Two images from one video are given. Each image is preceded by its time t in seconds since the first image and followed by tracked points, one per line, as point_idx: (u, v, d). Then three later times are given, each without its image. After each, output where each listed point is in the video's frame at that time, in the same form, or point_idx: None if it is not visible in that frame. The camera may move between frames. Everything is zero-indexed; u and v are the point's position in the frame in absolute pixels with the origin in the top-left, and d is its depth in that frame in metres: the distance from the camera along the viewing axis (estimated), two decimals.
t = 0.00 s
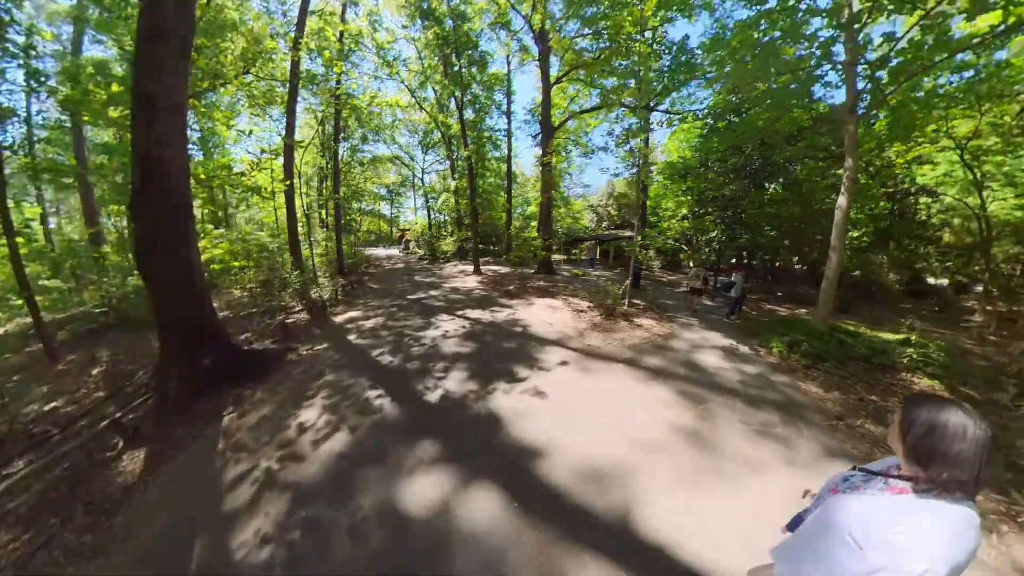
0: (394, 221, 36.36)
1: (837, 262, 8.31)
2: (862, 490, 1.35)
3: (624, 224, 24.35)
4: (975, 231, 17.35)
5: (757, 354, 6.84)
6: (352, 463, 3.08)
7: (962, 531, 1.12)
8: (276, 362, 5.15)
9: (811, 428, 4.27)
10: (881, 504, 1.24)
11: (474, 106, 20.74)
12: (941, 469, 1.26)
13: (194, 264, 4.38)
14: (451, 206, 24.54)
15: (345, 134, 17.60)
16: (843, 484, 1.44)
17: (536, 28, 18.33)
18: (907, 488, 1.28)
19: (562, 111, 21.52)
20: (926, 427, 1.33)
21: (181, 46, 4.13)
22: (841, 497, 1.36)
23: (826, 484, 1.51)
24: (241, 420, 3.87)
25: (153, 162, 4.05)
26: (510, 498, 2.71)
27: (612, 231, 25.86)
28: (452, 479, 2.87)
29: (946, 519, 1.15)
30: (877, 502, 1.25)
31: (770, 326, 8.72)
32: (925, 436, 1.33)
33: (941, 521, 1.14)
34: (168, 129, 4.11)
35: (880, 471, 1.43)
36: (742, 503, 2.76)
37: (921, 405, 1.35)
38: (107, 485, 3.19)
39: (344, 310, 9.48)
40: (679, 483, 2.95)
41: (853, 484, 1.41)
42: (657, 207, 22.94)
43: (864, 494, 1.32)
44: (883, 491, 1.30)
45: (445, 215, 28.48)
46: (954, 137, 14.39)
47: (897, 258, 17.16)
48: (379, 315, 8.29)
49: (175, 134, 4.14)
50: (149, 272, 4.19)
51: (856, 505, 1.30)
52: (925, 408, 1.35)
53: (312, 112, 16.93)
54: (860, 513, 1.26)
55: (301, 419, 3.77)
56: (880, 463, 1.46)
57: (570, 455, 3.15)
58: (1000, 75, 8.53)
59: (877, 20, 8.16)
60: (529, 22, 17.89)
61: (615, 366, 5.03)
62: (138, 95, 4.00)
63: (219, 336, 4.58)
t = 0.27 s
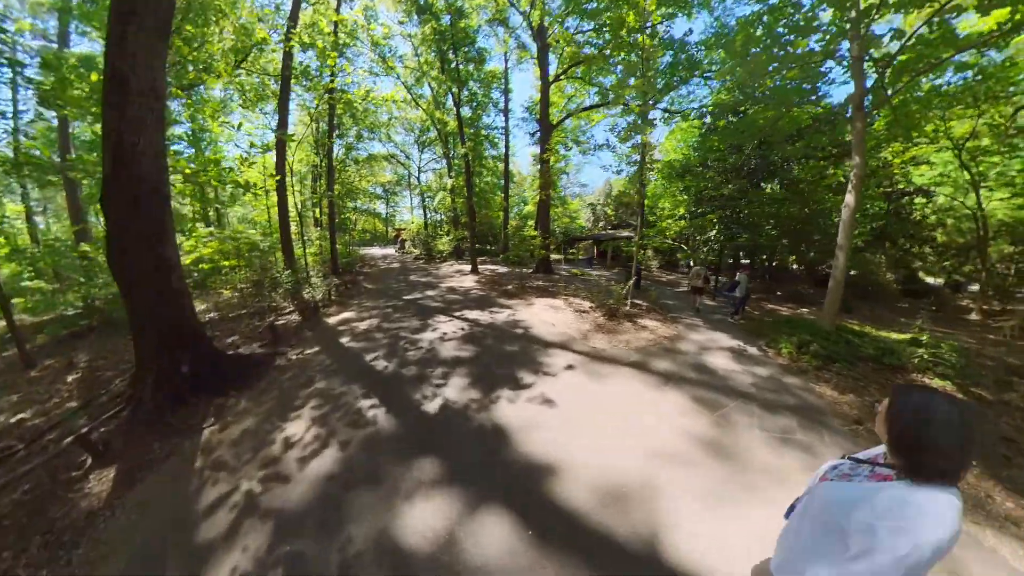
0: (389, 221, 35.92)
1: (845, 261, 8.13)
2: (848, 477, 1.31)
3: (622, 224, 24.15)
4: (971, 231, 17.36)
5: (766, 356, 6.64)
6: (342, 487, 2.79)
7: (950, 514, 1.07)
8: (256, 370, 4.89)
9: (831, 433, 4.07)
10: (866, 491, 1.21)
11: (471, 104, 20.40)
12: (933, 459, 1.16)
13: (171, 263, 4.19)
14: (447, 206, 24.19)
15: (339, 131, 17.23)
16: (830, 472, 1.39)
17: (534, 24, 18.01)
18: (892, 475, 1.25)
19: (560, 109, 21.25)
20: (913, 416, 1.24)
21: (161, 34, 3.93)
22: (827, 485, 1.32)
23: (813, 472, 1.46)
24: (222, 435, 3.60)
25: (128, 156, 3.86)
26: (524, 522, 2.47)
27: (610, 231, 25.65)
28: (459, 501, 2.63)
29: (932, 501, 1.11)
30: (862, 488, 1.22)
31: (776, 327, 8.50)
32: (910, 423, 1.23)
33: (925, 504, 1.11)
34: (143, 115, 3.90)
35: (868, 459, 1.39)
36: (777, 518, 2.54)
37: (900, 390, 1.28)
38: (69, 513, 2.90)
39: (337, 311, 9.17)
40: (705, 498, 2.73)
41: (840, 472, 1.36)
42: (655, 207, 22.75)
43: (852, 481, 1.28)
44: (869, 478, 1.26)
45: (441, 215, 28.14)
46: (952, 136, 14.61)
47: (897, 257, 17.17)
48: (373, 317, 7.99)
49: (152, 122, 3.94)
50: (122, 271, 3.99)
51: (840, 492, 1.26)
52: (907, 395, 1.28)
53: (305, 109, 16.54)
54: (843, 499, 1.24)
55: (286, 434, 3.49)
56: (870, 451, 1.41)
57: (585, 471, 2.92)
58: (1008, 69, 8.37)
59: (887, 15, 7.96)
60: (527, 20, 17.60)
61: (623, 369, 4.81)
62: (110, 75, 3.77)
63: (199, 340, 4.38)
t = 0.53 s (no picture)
0: (387, 220, 35.54)
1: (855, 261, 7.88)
2: (844, 459, 1.27)
3: (622, 223, 23.93)
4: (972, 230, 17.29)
5: (776, 358, 6.48)
6: (336, 512, 2.55)
7: (950, 495, 1.07)
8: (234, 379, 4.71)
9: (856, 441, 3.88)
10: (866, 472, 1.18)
11: (469, 102, 20.06)
12: (931, 442, 1.14)
13: (150, 262, 4.06)
14: (445, 205, 23.89)
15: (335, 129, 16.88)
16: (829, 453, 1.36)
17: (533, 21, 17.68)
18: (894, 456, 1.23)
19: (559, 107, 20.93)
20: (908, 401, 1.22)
21: (134, 19, 3.76)
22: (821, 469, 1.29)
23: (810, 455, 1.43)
24: (206, 450, 3.41)
25: (101, 148, 3.71)
26: (543, 547, 2.26)
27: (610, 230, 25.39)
28: (470, 523, 2.42)
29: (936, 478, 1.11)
30: (861, 469, 1.20)
31: (784, 327, 8.31)
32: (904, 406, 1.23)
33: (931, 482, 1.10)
34: (116, 101, 3.73)
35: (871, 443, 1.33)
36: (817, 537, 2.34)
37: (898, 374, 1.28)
38: (36, 540, 2.83)
39: (333, 313, 8.92)
40: (734, 513, 2.54)
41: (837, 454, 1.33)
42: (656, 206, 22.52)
43: (851, 463, 1.24)
44: (870, 459, 1.21)
45: (439, 214, 27.82)
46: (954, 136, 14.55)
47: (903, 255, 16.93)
48: (370, 318, 7.76)
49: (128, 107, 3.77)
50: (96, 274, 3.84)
51: (837, 475, 1.24)
52: (908, 379, 1.27)
53: (300, 106, 16.19)
54: (841, 483, 1.22)
55: (273, 452, 3.27)
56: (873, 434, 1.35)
57: (603, 487, 2.72)
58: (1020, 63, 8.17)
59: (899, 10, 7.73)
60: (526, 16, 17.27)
61: (634, 373, 4.60)
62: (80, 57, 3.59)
63: (178, 343, 4.24)
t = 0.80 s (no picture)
0: (384, 220, 35.03)
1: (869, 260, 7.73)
2: (853, 467, 1.51)
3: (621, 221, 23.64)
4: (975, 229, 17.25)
5: (791, 364, 6.23)
6: (325, 557, 2.30)
7: (946, 498, 1.29)
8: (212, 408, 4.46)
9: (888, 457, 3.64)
10: (871, 476, 1.42)
11: (466, 100, 19.63)
12: (936, 450, 1.34)
13: (118, 265, 3.97)
14: (442, 204, 23.50)
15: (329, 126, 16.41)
16: (836, 462, 1.61)
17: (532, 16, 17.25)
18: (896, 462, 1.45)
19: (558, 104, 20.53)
20: (914, 409, 1.43)
21: (98, 4, 3.56)
22: (834, 476, 1.52)
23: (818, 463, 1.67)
24: (182, 479, 3.21)
25: (64, 143, 3.58)
26: None
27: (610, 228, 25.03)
28: (483, 572, 2.15)
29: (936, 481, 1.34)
30: (870, 474, 1.43)
31: (792, 330, 8.07)
32: (911, 415, 1.43)
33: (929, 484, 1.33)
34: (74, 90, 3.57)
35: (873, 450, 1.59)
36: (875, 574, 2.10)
37: (902, 386, 1.50)
38: None
39: (327, 317, 8.59)
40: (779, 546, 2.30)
41: (845, 462, 1.57)
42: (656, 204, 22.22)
43: (858, 470, 1.49)
44: (874, 466, 1.47)
45: (436, 213, 27.43)
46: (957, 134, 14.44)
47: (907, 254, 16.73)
48: (365, 323, 7.44)
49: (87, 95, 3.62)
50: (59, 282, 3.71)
51: (849, 480, 1.47)
52: (915, 396, 1.45)
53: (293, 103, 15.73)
54: (855, 487, 1.43)
55: (257, 481, 3.02)
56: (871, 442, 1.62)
57: (631, 519, 2.48)
58: None
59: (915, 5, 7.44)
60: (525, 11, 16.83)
61: (650, 382, 4.35)
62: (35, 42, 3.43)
63: (152, 355, 4.18)
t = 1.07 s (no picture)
0: (379, 220, 34.57)
1: (883, 262, 7.57)
2: (871, 489, 1.42)
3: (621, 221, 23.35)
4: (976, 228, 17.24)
5: (807, 374, 5.99)
6: None
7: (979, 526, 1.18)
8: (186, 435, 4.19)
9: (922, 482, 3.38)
10: (893, 502, 1.33)
11: (463, 98, 19.17)
12: (967, 475, 1.23)
13: (69, 272, 3.77)
14: (439, 204, 23.09)
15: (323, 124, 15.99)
16: (852, 483, 1.52)
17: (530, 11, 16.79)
18: (915, 483, 1.37)
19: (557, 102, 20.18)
20: (936, 427, 1.33)
21: None
22: (851, 497, 1.44)
23: (834, 482, 1.58)
24: (146, 520, 2.93)
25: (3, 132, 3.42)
26: None
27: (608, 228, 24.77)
28: None
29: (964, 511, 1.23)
30: (891, 498, 1.34)
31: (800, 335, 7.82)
32: (931, 435, 1.33)
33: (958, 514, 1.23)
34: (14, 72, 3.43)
35: (890, 470, 1.51)
36: None
37: (920, 402, 1.41)
38: None
39: (317, 323, 8.26)
40: None
41: (863, 483, 1.48)
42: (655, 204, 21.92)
43: (877, 493, 1.40)
44: (894, 488, 1.37)
45: (433, 213, 27.02)
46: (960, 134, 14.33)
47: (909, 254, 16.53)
48: (356, 329, 7.13)
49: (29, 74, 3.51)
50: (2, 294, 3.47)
51: (866, 503, 1.38)
52: (936, 414, 1.36)
53: (285, 99, 15.30)
54: (873, 511, 1.34)
55: (227, 526, 2.74)
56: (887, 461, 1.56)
57: (661, 566, 2.23)
58: None
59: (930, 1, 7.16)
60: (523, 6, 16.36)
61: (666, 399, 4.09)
62: None
63: (116, 374, 4.03)
